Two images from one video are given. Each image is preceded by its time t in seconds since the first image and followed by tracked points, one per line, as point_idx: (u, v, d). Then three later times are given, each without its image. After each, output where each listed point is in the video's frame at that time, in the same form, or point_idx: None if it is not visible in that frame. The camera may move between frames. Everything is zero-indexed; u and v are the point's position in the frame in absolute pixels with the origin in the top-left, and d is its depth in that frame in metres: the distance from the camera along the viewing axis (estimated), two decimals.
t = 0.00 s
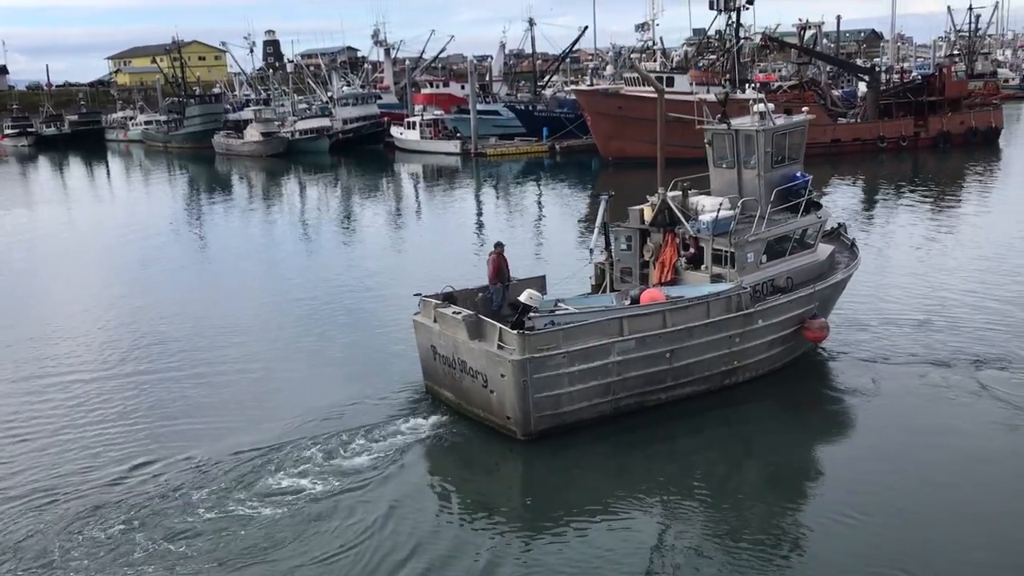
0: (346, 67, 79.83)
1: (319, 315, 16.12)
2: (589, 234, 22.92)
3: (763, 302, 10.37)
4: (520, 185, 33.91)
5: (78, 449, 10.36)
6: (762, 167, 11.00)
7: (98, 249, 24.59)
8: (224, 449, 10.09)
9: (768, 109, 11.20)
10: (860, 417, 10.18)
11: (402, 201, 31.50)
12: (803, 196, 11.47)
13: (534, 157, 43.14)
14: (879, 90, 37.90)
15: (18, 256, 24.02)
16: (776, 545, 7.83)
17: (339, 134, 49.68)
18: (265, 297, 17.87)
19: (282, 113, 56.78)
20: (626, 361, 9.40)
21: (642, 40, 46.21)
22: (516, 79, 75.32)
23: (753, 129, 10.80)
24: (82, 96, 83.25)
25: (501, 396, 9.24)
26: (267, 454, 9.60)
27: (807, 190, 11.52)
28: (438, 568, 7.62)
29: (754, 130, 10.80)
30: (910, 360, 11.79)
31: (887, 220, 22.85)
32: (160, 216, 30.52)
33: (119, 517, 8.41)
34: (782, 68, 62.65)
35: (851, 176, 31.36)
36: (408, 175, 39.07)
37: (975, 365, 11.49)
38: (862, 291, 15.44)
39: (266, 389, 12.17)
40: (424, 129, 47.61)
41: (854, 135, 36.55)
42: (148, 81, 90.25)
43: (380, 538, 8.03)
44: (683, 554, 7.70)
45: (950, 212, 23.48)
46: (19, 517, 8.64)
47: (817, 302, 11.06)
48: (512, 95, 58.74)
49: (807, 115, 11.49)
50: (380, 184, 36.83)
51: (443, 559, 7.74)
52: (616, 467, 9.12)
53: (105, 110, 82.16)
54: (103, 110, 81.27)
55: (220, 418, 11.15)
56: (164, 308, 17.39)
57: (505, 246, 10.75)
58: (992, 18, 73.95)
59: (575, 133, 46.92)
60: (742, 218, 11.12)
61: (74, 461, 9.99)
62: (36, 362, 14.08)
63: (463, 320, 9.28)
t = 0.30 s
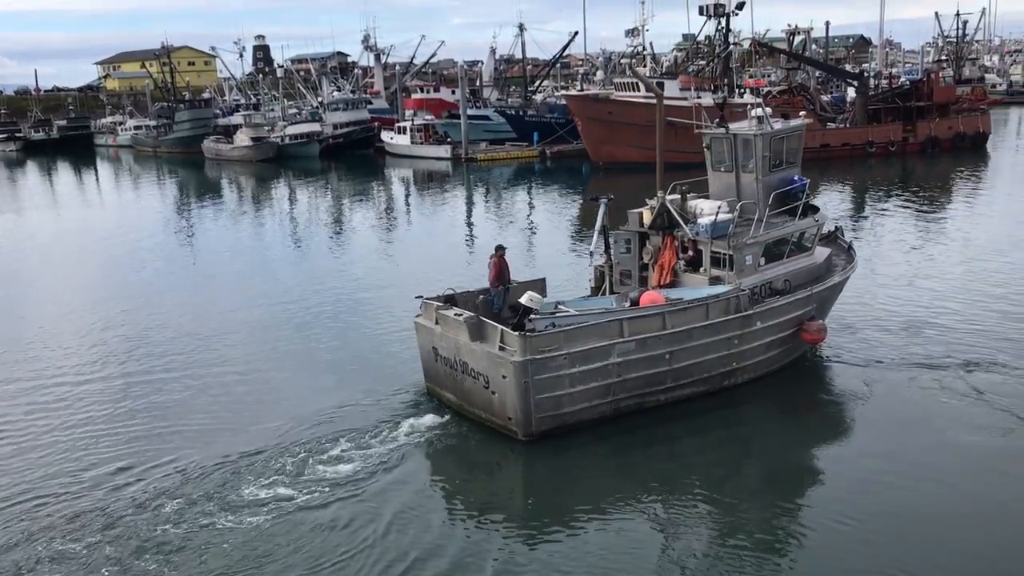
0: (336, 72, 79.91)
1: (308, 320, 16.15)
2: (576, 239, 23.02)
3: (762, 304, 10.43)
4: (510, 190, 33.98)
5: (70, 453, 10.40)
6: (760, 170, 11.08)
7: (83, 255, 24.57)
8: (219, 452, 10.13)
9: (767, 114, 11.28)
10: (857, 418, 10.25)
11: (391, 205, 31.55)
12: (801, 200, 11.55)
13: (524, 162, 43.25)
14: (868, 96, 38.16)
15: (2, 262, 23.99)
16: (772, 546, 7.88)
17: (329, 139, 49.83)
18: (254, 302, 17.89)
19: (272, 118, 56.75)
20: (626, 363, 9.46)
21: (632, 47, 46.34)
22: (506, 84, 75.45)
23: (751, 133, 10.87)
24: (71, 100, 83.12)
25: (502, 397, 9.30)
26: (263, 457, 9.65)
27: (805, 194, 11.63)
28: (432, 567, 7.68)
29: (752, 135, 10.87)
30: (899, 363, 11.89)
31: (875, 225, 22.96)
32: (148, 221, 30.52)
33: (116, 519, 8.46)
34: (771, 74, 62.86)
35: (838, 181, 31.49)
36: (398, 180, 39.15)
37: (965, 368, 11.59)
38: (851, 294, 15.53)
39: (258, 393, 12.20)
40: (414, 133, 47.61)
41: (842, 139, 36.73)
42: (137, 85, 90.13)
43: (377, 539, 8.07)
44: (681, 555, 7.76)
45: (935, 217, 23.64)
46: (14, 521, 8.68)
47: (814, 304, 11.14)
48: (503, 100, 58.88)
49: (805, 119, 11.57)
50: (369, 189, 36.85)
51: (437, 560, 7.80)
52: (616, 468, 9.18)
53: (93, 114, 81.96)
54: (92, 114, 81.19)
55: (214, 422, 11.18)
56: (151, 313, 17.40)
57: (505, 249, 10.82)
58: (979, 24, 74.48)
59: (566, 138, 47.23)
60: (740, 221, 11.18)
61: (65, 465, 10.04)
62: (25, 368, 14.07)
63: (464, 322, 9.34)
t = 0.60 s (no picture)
0: (325, 76, 80.03)
1: (298, 324, 16.21)
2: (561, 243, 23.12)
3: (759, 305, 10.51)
4: (499, 194, 34.10)
5: (61, 458, 10.40)
6: (756, 173, 11.17)
7: (66, 259, 24.51)
8: (215, 454, 10.16)
9: (763, 117, 11.37)
10: (852, 418, 10.34)
11: (379, 209, 31.57)
12: (796, 202, 11.65)
13: (512, 165, 43.39)
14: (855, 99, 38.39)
15: None
16: (769, 545, 7.94)
17: (317, 143, 50.04)
18: (243, 306, 17.94)
19: (260, 122, 56.76)
20: (624, 363, 9.54)
21: (621, 51, 46.75)
22: (496, 88, 75.65)
23: (748, 136, 10.97)
24: (58, 104, 82.78)
25: (503, 398, 9.37)
26: (261, 460, 9.68)
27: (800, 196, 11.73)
28: (429, 568, 7.72)
29: (748, 137, 10.97)
30: (889, 364, 11.96)
31: (860, 227, 23.12)
32: (133, 225, 30.49)
33: (116, 523, 8.49)
34: (757, 78, 63.09)
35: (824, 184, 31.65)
36: (387, 184, 39.19)
37: (953, 369, 11.68)
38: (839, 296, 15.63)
39: (250, 397, 12.22)
40: (403, 137, 47.77)
41: (829, 143, 37.06)
42: (125, 89, 89.82)
43: (375, 540, 8.12)
44: (678, 555, 7.82)
45: (918, 220, 23.80)
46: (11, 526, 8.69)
47: (811, 305, 11.22)
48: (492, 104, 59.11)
49: (801, 122, 11.67)
50: (358, 193, 36.92)
51: (434, 560, 7.84)
52: (615, 468, 9.23)
53: (80, 119, 81.71)
54: (78, 118, 80.92)
55: (207, 425, 11.19)
56: (139, 318, 17.39)
57: (505, 250, 10.89)
58: (964, 28, 74.99)
59: (555, 141, 47.67)
60: (736, 222, 11.26)
61: (57, 469, 10.04)
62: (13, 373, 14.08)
63: (465, 322, 9.40)
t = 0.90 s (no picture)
0: (313, 78, 80.04)
1: (286, 326, 16.27)
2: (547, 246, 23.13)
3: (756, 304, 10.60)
4: (487, 196, 34.16)
5: (52, 462, 10.40)
6: (752, 173, 11.25)
7: (48, 263, 24.41)
8: (210, 457, 10.19)
9: (758, 117, 11.44)
10: (847, 416, 10.43)
11: (367, 212, 31.55)
12: (792, 202, 11.74)
13: (501, 167, 43.50)
14: (841, 101, 38.86)
15: None
16: (767, 544, 8.00)
17: (304, 145, 50.41)
18: (231, 308, 17.99)
19: (248, 125, 56.69)
20: (623, 361, 9.61)
21: (609, 52, 47.15)
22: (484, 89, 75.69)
23: (743, 137, 11.05)
24: (42, 106, 82.29)
25: (503, 396, 9.45)
26: (258, 461, 9.72)
27: (795, 197, 11.85)
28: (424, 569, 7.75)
29: (744, 138, 11.06)
30: (879, 365, 12.03)
31: (845, 228, 23.28)
32: (119, 229, 30.41)
33: (114, 526, 8.52)
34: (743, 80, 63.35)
35: (811, 185, 31.78)
36: (376, 186, 39.20)
37: (941, 369, 11.76)
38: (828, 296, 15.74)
39: (239, 400, 12.22)
40: (392, 139, 47.87)
41: (816, 144, 37.28)
42: (110, 91, 89.29)
43: (372, 539, 8.18)
44: (678, 554, 7.87)
45: (902, 221, 23.91)
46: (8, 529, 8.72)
47: (806, 304, 11.31)
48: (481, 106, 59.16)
49: (795, 122, 11.77)
50: (346, 195, 36.95)
51: (429, 560, 7.88)
52: (613, 467, 9.30)
53: (66, 122, 81.34)
54: (63, 121, 80.53)
55: (199, 429, 11.20)
56: (125, 322, 17.36)
57: (504, 251, 10.95)
58: (949, 30, 75.38)
59: (543, 144, 47.82)
60: (732, 222, 11.33)
61: (51, 473, 10.06)
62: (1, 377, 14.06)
63: (465, 321, 9.46)
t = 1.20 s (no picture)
0: (302, 80, 79.90)
1: (276, 329, 16.28)
2: (534, 248, 23.18)
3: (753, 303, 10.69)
4: (476, 198, 34.19)
5: (43, 462, 10.44)
6: (749, 174, 11.34)
7: (31, 266, 24.31)
8: (203, 457, 10.24)
9: (755, 119, 11.54)
10: (844, 415, 10.53)
11: (356, 214, 31.56)
12: (789, 203, 11.83)
13: (490, 169, 43.58)
14: (829, 103, 39.03)
15: None
16: (764, 543, 8.03)
17: (293, 147, 50.25)
18: (220, 311, 17.98)
19: (236, 126, 56.60)
20: (622, 360, 9.70)
21: (598, 53, 47.32)
22: (473, 91, 75.76)
23: (740, 138, 11.15)
24: (29, 108, 81.87)
25: (504, 394, 9.52)
26: (254, 461, 9.78)
27: (791, 197, 11.97)
28: (416, 566, 7.80)
29: (741, 140, 11.15)
30: (868, 365, 12.12)
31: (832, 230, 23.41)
32: (105, 231, 30.39)
33: (109, 526, 8.57)
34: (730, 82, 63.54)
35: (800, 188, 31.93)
36: (365, 188, 39.20)
37: (929, 369, 11.86)
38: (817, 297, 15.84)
39: (228, 401, 12.25)
40: (380, 141, 47.85)
41: (804, 146, 37.49)
42: (98, 93, 89.10)
43: (368, 538, 8.22)
44: (676, 553, 7.91)
45: (887, 223, 24.05)
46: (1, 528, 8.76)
47: (803, 303, 11.40)
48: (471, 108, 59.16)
49: (791, 124, 11.86)
50: (334, 197, 36.92)
51: (422, 558, 7.92)
52: (612, 465, 9.38)
53: (52, 123, 80.90)
54: (50, 123, 80.33)
55: (190, 429, 11.25)
56: (112, 324, 17.40)
57: (504, 250, 11.03)
58: (935, 33, 75.73)
59: (532, 145, 47.85)
60: (730, 223, 11.42)
61: (42, 473, 10.09)
62: None
63: (466, 320, 9.52)
